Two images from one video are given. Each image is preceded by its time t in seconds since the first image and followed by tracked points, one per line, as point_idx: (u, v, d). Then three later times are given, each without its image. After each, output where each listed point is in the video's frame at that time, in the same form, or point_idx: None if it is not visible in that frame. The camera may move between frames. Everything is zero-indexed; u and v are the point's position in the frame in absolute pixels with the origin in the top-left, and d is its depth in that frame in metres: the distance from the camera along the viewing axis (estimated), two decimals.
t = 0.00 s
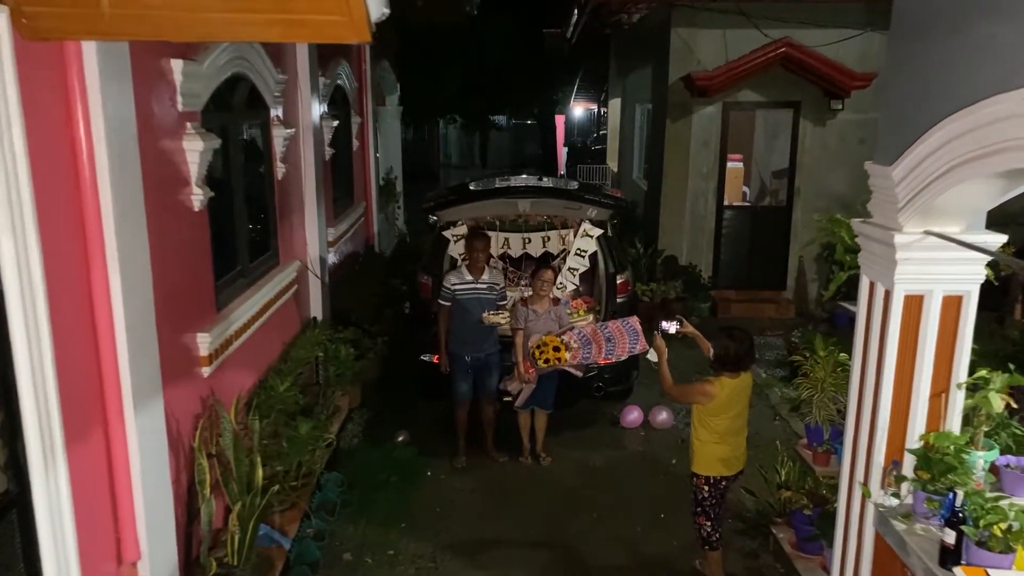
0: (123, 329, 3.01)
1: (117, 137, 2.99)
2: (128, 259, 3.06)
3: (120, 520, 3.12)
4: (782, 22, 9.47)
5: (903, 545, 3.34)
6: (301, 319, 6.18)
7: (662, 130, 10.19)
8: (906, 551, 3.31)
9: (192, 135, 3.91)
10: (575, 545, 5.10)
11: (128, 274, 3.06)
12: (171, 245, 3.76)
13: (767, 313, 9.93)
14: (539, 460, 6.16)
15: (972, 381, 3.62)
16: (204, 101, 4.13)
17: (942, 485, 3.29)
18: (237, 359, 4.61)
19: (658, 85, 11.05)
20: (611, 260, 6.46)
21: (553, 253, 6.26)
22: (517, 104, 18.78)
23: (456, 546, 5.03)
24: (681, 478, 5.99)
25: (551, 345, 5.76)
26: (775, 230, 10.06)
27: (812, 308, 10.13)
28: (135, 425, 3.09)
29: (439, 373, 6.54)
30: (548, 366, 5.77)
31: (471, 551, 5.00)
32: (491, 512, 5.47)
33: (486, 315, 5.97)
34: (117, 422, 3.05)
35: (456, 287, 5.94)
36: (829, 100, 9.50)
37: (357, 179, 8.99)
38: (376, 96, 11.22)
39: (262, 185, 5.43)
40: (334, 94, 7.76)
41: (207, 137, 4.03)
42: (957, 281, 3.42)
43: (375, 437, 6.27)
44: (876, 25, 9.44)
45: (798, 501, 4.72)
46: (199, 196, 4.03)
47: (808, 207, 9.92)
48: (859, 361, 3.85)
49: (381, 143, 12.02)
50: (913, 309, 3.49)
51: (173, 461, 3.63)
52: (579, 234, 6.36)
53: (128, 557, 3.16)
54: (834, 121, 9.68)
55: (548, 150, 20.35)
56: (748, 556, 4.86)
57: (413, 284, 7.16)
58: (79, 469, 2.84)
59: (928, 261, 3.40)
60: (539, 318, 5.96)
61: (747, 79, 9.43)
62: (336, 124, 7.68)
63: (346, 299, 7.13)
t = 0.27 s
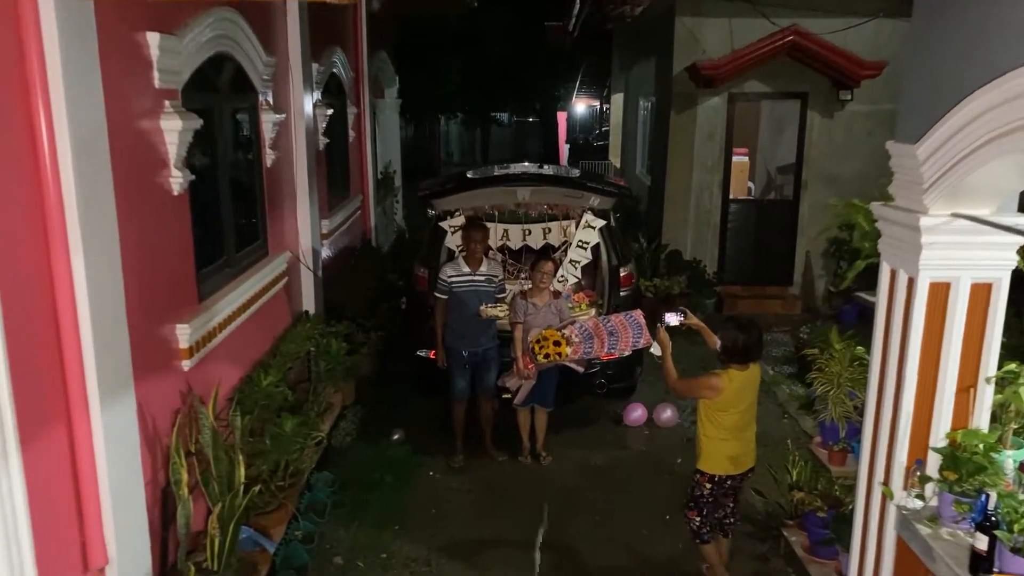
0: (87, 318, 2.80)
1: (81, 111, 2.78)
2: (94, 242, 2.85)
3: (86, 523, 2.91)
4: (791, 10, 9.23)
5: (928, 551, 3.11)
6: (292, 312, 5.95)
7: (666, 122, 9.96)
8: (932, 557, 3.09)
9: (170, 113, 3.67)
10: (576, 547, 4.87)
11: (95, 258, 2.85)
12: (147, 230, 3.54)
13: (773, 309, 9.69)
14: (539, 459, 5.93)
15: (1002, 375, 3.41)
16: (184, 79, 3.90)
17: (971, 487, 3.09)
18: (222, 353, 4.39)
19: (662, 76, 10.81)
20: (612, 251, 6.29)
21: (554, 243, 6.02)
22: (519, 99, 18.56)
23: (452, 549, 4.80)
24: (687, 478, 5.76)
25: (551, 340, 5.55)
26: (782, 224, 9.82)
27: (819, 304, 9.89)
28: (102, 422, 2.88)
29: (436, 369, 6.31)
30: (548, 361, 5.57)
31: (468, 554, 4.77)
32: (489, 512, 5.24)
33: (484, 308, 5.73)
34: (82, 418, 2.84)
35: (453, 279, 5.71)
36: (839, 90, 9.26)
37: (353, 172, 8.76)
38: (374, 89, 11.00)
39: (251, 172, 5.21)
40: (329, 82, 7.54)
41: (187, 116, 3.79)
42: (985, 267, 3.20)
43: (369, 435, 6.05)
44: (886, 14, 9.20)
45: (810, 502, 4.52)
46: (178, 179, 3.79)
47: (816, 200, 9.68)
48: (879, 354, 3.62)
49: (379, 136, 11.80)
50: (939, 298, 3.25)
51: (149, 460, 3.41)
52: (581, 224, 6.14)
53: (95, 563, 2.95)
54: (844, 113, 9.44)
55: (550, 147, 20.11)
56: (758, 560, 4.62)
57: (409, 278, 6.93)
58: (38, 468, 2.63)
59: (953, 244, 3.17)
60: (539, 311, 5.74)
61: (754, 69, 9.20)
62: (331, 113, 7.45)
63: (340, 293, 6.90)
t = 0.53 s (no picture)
0: (49, 311, 2.59)
1: (43, 87, 2.57)
2: (58, 229, 2.65)
3: (50, 532, 2.71)
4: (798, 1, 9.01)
5: (958, 562, 2.91)
6: (284, 309, 5.75)
7: (670, 116, 9.75)
8: (962, 568, 2.89)
9: (149, 94, 3.45)
10: (580, 553, 4.65)
11: (59, 247, 2.65)
12: (123, 219, 3.33)
13: (780, 307, 9.47)
14: (541, 461, 5.71)
15: None
16: (165, 59, 3.68)
17: (1005, 493, 2.93)
18: (207, 349, 4.17)
19: (665, 71, 10.61)
20: (617, 247, 6.03)
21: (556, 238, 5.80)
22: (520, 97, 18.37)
23: (449, 556, 4.59)
24: (694, 481, 5.54)
25: (552, 337, 5.32)
26: (789, 220, 9.60)
27: (826, 303, 9.67)
28: (67, 423, 2.67)
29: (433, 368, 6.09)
30: (550, 359, 5.35)
31: (466, 561, 4.55)
32: (489, 517, 5.02)
33: (483, 305, 5.53)
34: (44, 419, 2.64)
35: (451, 274, 5.50)
36: (847, 83, 9.03)
37: (350, 166, 8.55)
38: (372, 82, 10.78)
39: (240, 163, 5.01)
40: (325, 73, 7.33)
41: (167, 98, 3.58)
42: (1020, 256, 2.96)
43: (364, 437, 5.84)
44: (897, 4, 8.98)
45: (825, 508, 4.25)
46: (156, 165, 3.57)
47: (824, 196, 9.46)
48: (902, 351, 3.38)
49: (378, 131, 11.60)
50: (970, 290, 3.02)
51: (123, 463, 3.20)
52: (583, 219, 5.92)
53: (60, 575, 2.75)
54: (852, 106, 9.21)
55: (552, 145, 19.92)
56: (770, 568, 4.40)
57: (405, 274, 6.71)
58: None
59: (989, 233, 2.93)
60: (540, 308, 5.52)
61: (761, 61, 8.98)
62: (326, 105, 7.26)
63: (334, 289, 6.69)
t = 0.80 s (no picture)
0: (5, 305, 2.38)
1: None
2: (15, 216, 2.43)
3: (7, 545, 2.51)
4: None
5: None
6: (274, 306, 5.54)
7: (675, 110, 9.53)
8: None
9: (125, 74, 3.24)
10: (584, 562, 4.43)
11: (17, 234, 2.43)
12: (95, 208, 3.11)
13: (787, 305, 9.26)
14: (542, 464, 5.49)
15: None
16: (144, 38, 3.47)
17: None
18: (190, 347, 3.96)
19: (669, 64, 10.39)
20: (621, 242, 5.83)
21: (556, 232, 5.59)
22: (521, 93, 18.14)
23: (446, 565, 4.37)
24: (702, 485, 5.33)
25: (555, 334, 5.10)
26: (796, 217, 9.38)
27: (834, 301, 9.46)
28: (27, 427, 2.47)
29: (431, 367, 5.87)
30: (551, 357, 5.13)
31: (464, 570, 4.34)
32: (488, 524, 4.80)
33: (481, 301, 5.29)
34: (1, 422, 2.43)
35: (449, 270, 5.29)
36: (857, 75, 8.81)
37: (346, 160, 8.33)
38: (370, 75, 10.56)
39: (228, 153, 4.80)
40: (319, 63, 7.12)
41: (146, 80, 3.36)
42: None
43: (359, 438, 5.62)
44: None
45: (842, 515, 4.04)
46: (134, 151, 3.36)
47: (832, 192, 9.24)
48: (929, 349, 3.16)
49: (376, 126, 11.37)
50: (1004, 283, 2.80)
51: (94, 468, 2.99)
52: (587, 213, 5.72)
53: None
54: (861, 99, 8.99)
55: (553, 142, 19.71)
56: None
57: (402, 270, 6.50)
58: None
59: None
60: (542, 305, 5.32)
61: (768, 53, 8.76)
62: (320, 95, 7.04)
63: (329, 286, 6.47)
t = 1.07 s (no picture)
0: None
1: None
2: None
3: None
4: None
5: None
6: (268, 304, 5.33)
7: (680, 104, 9.33)
8: None
9: (102, 54, 3.03)
10: (590, 572, 4.23)
11: None
12: (69, 196, 2.91)
13: (796, 304, 9.05)
14: (545, 468, 5.29)
15: None
16: (124, 17, 3.26)
17: None
18: (176, 346, 3.74)
19: (674, 58, 10.18)
20: (627, 237, 5.63)
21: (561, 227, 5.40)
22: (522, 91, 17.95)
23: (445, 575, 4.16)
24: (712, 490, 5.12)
25: (559, 333, 4.89)
26: (804, 213, 9.17)
27: (843, 300, 9.25)
28: None
29: (430, 367, 5.66)
30: (555, 357, 4.91)
31: None
32: (489, 531, 4.60)
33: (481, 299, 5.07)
34: None
35: (449, 266, 5.09)
36: (867, 68, 8.60)
37: (343, 155, 8.12)
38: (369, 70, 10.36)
39: (218, 143, 4.59)
40: (316, 53, 6.91)
41: (126, 62, 3.16)
42: None
43: (355, 442, 5.41)
44: None
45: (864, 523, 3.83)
46: (113, 137, 3.15)
47: (841, 188, 9.03)
48: (964, 347, 2.93)
49: (376, 122, 11.17)
50: None
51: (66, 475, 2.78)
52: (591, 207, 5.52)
53: None
54: (871, 93, 8.78)
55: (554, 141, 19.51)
56: None
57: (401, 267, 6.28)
58: None
59: None
60: (545, 302, 5.13)
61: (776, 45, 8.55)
62: (316, 87, 6.84)
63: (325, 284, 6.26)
